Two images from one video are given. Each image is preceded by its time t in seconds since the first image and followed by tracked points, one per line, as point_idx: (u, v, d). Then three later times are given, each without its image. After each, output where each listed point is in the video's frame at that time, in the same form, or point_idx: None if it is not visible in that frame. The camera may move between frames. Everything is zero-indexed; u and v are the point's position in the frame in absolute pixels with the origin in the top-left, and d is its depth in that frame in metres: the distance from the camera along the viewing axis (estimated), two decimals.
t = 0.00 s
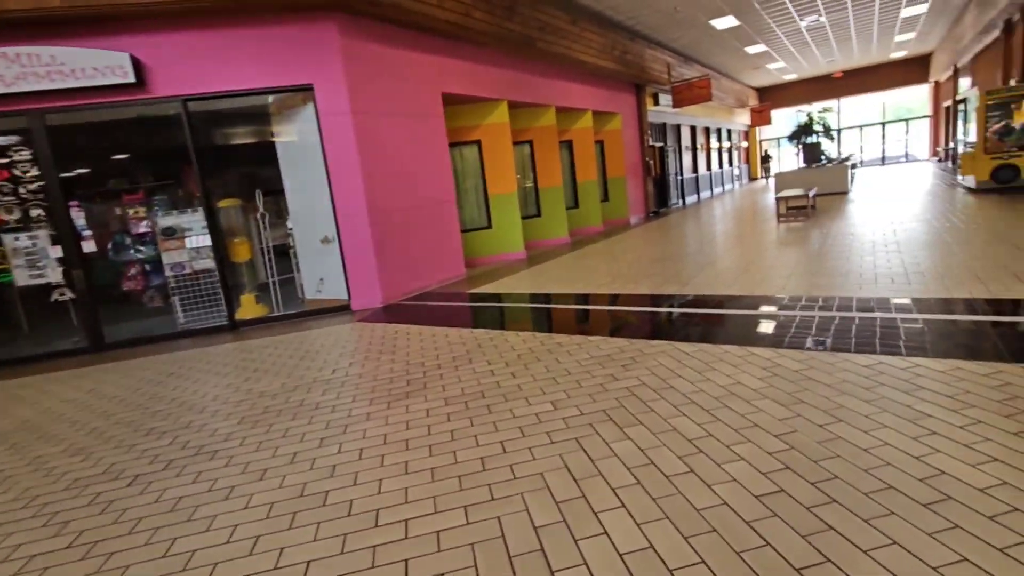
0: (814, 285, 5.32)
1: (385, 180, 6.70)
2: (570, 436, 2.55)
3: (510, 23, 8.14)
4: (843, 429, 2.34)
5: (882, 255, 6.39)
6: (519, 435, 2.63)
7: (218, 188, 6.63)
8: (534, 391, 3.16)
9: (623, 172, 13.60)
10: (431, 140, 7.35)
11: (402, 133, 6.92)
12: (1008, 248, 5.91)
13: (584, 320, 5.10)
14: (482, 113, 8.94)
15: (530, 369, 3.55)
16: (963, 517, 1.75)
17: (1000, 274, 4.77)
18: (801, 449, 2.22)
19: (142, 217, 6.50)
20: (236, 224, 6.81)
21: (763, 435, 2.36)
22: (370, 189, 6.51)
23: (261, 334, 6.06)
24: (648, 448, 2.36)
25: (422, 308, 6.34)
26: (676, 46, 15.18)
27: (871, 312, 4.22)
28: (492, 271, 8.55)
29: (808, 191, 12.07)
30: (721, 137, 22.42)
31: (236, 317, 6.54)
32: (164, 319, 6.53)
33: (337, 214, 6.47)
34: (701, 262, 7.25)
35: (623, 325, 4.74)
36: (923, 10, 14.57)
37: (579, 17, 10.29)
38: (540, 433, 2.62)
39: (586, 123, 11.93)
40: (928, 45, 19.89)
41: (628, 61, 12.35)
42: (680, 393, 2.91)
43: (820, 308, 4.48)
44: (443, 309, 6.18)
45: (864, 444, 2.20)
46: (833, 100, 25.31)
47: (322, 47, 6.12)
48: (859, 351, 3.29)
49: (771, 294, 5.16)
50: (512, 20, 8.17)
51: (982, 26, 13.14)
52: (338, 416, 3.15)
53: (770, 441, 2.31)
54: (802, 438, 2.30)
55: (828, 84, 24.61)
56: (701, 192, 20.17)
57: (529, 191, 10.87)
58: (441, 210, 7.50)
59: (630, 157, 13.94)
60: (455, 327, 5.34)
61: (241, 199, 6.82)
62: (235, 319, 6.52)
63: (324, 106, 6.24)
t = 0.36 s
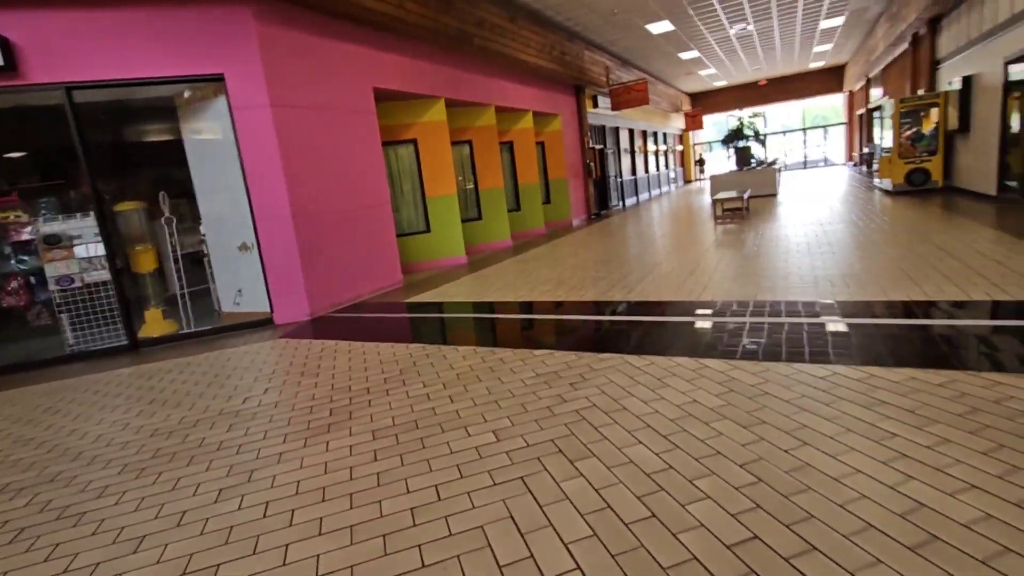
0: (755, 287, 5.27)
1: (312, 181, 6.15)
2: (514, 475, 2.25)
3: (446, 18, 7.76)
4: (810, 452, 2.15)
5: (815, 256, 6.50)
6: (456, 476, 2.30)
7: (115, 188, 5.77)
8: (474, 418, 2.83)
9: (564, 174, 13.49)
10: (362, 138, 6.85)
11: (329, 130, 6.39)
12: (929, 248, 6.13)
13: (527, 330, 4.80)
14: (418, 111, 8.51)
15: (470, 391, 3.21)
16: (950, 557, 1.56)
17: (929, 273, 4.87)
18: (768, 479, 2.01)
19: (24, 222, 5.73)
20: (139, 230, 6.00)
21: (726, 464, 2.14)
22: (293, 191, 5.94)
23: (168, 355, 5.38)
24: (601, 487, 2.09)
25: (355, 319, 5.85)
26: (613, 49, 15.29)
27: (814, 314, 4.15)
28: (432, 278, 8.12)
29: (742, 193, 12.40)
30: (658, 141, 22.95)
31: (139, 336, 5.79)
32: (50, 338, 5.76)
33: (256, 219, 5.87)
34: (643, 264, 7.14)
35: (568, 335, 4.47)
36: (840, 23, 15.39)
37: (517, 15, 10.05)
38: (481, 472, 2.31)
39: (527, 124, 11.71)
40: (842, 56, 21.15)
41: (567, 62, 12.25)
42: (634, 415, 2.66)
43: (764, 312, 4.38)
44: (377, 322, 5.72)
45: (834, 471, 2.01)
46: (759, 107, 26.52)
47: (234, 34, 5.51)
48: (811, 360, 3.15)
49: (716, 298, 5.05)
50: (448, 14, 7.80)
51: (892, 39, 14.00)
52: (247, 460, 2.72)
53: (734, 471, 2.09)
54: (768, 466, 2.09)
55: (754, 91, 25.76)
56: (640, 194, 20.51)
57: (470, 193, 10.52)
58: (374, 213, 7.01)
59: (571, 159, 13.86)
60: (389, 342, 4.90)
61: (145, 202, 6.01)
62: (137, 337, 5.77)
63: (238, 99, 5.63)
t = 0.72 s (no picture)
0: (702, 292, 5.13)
1: (227, 187, 5.51)
2: (466, 533, 1.89)
3: (379, 14, 7.31)
4: (798, 485, 1.92)
5: (753, 261, 6.52)
6: (396, 539, 1.91)
7: None
8: (416, 459, 2.44)
9: (505, 180, 13.22)
10: (285, 141, 6.27)
11: (247, 130, 5.77)
12: (859, 250, 6.28)
13: (470, 345, 4.41)
14: (349, 113, 7.98)
15: (410, 424, 2.81)
16: None
17: (866, 275, 4.90)
18: (759, 522, 1.76)
19: None
20: (19, 244, 5.30)
21: (709, 505, 1.87)
22: (206, 197, 5.29)
23: (53, 388, 4.58)
24: (570, 544, 1.77)
25: (281, 340, 5.27)
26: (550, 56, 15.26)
27: (765, 321, 4.02)
28: (367, 290, 7.56)
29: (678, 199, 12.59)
30: (594, 148, 23.25)
31: (18, 368, 4.95)
32: None
33: (162, 229, 5.17)
34: (587, 272, 6.92)
35: (515, 350, 4.13)
36: (762, 37, 16.11)
37: (453, 16, 9.72)
38: (425, 532, 1.92)
39: (465, 128, 11.36)
40: (763, 70, 22.26)
41: (505, 67, 12.05)
42: (598, 446, 2.36)
43: (715, 319, 4.22)
44: (304, 342, 5.16)
45: (830, 507, 1.79)
46: (688, 116, 27.51)
47: (131, 19, 4.84)
48: (773, 373, 2.98)
49: (664, 305, 4.86)
50: (381, 10, 7.35)
51: (809, 53, 14.78)
52: (135, 529, 2.20)
53: (720, 514, 1.82)
54: (756, 505, 1.84)
55: (683, 101, 26.70)
56: (579, 200, 20.64)
57: (407, 200, 10.03)
58: (301, 222, 6.42)
59: (511, 164, 13.62)
60: (316, 365, 4.37)
61: (24, 213, 5.33)
62: (16, 370, 4.92)
63: (137, 94, 4.94)
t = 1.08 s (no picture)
0: (658, 301, 4.96)
1: (134, 201, 4.91)
2: None
3: (310, 14, 6.84)
4: (787, 530, 1.74)
5: (701, 267, 6.49)
6: None
7: None
8: (354, 520, 2.10)
9: (447, 189, 12.85)
10: (202, 149, 5.70)
11: (157, 138, 5.19)
12: (799, 255, 6.38)
13: (417, 369, 4.03)
14: (278, 119, 7.43)
15: (347, 473, 2.46)
16: None
17: (812, 281, 4.90)
18: None
19: None
20: None
21: (695, 562, 1.66)
22: (109, 214, 4.68)
23: None
24: None
25: (201, 372, 4.71)
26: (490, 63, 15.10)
27: (723, 332, 3.89)
28: (302, 310, 6.99)
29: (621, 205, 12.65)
30: (536, 156, 23.27)
31: None
32: None
33: (53, 250, 4.52)
34: (536, 282, 6.66)
35: (467, 373, 3.78)
36: (693, 48, 16.62)
37: (390, 19, 9.34)
38: None
39: (405, 136, 10.94)
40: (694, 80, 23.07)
41: (445, 73, 11.75)
42: (563, 492, 2.11)
43: (673, 332, 4.04)
44: (228, 373, 4.62)
45: (824, 556, 1.62)
46: (625, 125, 28.13)
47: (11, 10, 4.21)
48: (741, 391, 2.84)
49: (621, 317, 4.63)
50: (312, 10, 6.89)
51: (738, 65, 15.37)
52: None
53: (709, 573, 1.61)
54: (745, 559, 1.65)
55: (620, 110, 27.28)
56: (522, 208, 20.53)
57: (344, 210, 9.49)
58: (222, 238, 5.85)
59: (453, 173, 13.27)
60: (241, 400, 3.86)
61: None
62: None
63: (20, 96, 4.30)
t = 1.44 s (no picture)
0: (629, 310, 4.69)
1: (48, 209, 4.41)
2: None
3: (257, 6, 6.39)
4: None
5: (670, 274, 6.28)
6: None
7: None
8: None
9: (409, 194, 12.41)
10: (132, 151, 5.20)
11: (77, 138, 4.70)
12: (767, 260, 6.28)
13: (370, 390, 3.64)
14: (222, 118, 6.93)
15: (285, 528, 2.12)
16: None
17: (783, 287, 4.75)
18: None
19: None
20: None
21: None
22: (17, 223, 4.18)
23: None
24: None
25: (130, 397, 4.21)
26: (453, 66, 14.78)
27: (698, 344, 3.65)
28: (249, 323, 6.49)
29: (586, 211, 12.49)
30: (500, 161, 23.02)
31: None
32: None
33: None
34: (500, 290, 6.33)
35: (427, 394, 3.43)
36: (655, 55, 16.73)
37: (347, 16, 8.93)
38: None
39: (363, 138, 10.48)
40: (656, 88, 23.33)
41: (405, 74, 11.37)
42: (534, 544, 1.82)
43: (647, 344, 3.79)
44: (160, 398, 4.13)
45: None
46: (589, 131, 28.24)
47: None
48: (726, 410, 2.61)
49: (592, 328, 4.32)
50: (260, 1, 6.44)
51: (698, 72, 15.52)
52: None
53: None
54: None
55: (584, 116, 27.37)
56: (487, 214, 20.21)
57: (298, 216, 8.98)
58: (158, 249, 5.36)
59: (415, 177, 12.84)
60: (170, 431, 3.41)
61: None
62: None
63: None
